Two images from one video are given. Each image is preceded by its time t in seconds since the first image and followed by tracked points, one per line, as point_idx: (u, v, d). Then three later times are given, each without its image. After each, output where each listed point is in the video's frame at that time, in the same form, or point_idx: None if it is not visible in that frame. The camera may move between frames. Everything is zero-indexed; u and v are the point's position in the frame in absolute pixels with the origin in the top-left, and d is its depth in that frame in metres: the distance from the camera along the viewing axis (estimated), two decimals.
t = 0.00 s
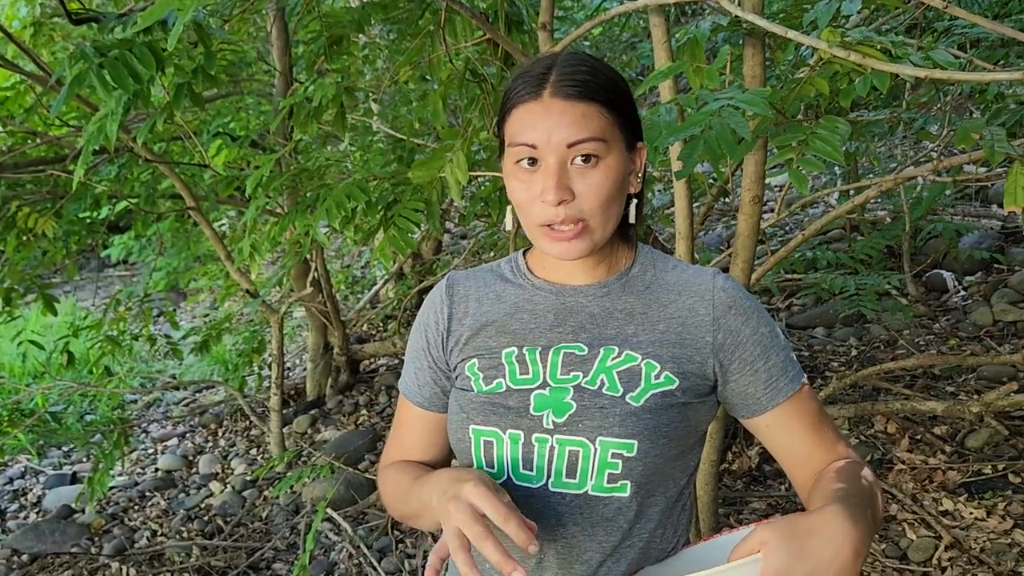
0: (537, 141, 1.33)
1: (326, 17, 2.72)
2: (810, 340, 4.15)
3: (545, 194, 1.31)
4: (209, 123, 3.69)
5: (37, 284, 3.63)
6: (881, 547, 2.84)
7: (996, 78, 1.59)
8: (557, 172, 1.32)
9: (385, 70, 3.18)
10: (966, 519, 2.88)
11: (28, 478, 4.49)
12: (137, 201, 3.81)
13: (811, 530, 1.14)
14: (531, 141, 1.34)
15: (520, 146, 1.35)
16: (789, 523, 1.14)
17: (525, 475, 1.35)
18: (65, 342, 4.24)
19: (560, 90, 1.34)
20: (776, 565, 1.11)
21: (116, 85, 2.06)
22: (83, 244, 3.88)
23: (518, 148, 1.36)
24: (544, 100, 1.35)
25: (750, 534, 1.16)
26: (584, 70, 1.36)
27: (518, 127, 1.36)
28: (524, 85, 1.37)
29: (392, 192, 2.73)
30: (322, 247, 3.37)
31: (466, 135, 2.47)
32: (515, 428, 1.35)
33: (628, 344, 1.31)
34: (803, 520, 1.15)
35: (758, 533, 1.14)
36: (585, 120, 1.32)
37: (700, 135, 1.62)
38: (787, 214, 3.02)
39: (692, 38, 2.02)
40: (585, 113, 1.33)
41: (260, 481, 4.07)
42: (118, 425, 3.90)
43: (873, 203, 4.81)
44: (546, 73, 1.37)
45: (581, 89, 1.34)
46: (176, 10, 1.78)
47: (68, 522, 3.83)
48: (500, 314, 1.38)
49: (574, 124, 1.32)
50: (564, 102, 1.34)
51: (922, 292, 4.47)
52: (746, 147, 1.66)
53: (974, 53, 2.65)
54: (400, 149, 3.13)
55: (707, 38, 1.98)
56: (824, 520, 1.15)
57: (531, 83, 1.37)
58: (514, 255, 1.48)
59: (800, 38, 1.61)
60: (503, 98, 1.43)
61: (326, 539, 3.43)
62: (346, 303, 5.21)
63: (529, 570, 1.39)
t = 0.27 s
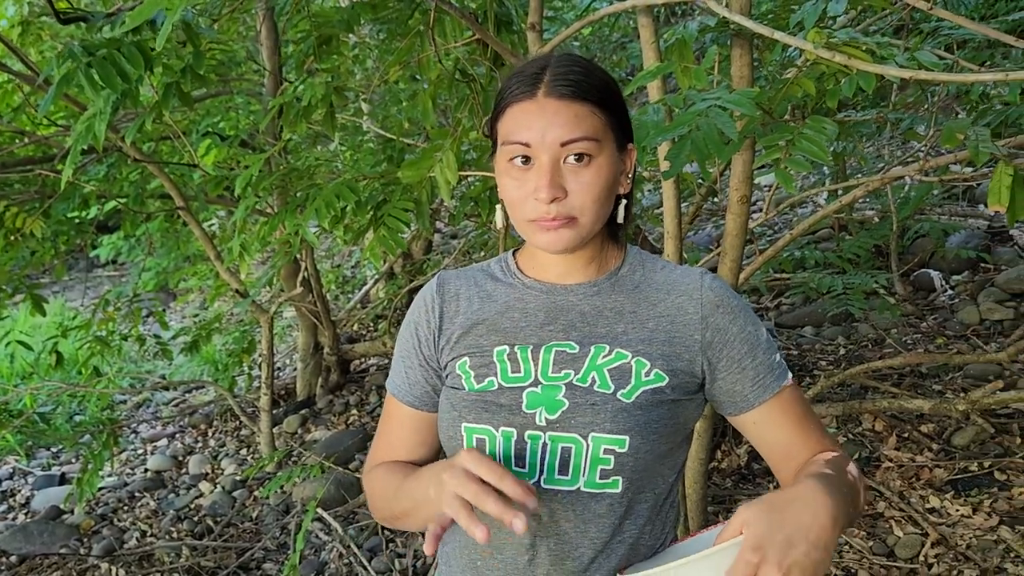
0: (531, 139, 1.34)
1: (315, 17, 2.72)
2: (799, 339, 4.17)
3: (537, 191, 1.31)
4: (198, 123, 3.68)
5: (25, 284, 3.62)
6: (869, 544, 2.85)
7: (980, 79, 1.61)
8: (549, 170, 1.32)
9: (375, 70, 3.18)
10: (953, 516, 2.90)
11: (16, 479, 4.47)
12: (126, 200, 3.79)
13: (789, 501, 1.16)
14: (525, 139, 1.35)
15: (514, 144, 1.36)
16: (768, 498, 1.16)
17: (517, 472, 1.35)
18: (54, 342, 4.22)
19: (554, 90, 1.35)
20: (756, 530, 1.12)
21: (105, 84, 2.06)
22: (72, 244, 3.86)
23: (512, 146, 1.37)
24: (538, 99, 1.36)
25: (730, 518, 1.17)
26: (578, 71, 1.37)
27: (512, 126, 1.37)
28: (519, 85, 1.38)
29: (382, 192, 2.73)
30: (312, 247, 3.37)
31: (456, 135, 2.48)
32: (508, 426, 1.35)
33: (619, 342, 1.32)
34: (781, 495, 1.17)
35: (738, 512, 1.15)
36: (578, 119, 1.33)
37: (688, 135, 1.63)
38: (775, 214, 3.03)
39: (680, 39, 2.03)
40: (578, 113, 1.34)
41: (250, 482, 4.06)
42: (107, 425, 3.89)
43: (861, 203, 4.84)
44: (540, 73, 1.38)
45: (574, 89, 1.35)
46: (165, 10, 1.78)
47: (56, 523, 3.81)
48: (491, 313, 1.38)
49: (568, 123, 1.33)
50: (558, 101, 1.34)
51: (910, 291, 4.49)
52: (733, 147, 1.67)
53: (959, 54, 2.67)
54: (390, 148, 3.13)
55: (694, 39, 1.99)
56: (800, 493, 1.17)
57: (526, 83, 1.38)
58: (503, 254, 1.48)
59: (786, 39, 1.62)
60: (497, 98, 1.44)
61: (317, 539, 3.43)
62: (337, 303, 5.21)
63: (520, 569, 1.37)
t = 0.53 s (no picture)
0: (534, 140, 1.34)
1: (310, 18, 2.73)
2: (795, 339, 4.18)
3: (541, 193, 1.31)
4: (194, 123, 3.68)
5: (20, 285, 3.61)
6: (864, 543, 2.86)
7: (972, 80, 1.61)
8: (552, 172, 1.32)
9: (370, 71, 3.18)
10: (946, 515, 2.91)
11: (11, 479, 4.46)
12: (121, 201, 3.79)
13: (785, 479, 1.21)
14: (527, 140, 1.34)
15: (517, 144, 1.35)
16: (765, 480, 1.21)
17: (520, 470, 1.34)
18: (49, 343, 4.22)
19: (556, 91, 1.35)
20: (753, 508, 1.17)
21: (99, 85, 2.06)
22: (67, 245, 3.85)
23: (513, 146, 1.36)
24: (540, 100, 1.35)
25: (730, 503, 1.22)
26: (578, 73, 1.37)
27: (514, 126, 1.36)
28: (520, 85, 1.38)
29: (377, 192, 2.74)
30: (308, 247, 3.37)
31: (451, 135, 2.48)
32: (509, 423, 1.34)
33: (617, 337, 1.33)
34: (777, 476, 1.22)
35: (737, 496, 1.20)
36: (580, 121, 1.34)
37: (682, 135, 1.63)
38: (770, 214, 3.04)
39: (674, 39, 2.03)
40: (580, 115, 1.34)
41: (246, 482, 4.06)
42: (102, 426, 3.89)
43: (856, 204, 4.85)
44: (542, 74, 1.37)
45: (577, 91, 1.35)
46: (160, 9, 1.78)
47: (52, 524, 3.81)
48: (488, 310, 1.38)
49: (570, 125, 1.33)
50: (561, 103, 1.34)
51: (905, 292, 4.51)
52: (726, 147, 1.68)
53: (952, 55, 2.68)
54: (385, 149, 3.13)
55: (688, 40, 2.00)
56: (795, 472, 1.22)
57: (527, 84, 1.37)
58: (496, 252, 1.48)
59: (779, 39, 1.63)
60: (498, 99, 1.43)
61: (312, 539, 3.43)
62: (333, 304, 5.21)
63: (522, 565, 1.36)
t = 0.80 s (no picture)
0: (551, 176, 1.24)
1: (312, 20, 2.73)
2: (795, 342, 4.18)
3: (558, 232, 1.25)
4: (195, 125, 3.69)
5: (22, 285, 3.62)
6: (864, 546, 2.86)
7: (972, 83, 1.62)
8: (570, 209, 1.25)
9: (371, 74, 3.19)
10: (946, 518, 2.91)
11: (11, 480, 4.46)
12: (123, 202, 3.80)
13: (802, 479, 1.22)
14: (543, 175, 1.24)
15: (530, 177, 1.25)
16: (781, 480, 1.22)
17: (530, 471, 1.33)
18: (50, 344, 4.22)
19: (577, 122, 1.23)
20: (771, 509, 1.19)
21: (102, 86, 2.07)
22: (68, 246, 3.86)
23: (526, 175, 1.26)
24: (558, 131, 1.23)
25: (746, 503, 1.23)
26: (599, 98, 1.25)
27: (529, 156, 1.25)
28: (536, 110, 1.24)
29: (378, 194, 2.74)
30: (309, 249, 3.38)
31: (453, 137, 2.49)
32: (519, 425, 1.33)
33: (624, 338, 1.33)
34: (793, 476, 1.23)
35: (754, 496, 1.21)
36: (602, 157, 1.24)
37: (682, 137, 1.64)
38: (770, 216, 3.04)
39: (674, 42, 2.04)
40: (602, 150, 1.24)
41: (247, 484, 4.06)
42: (103, 427, 3.89)
43: (857, 207, 4.86)
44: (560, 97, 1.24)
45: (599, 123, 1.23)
46: (162, 11, 1.78)
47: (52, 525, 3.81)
48: (493, 311, 1.37)
49: (591, 163, 1.23)
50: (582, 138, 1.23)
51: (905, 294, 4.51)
52: (726, 149, 1.68)
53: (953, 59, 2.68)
54: (386, 151, 3.13)
55: (689, 43, 2.00)
56: (810, 471, 1.23)
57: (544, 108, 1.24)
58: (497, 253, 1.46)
59: (779, 42, 1.63)
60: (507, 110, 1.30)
61: (313, 541, 3.43)
62: (333, 306, 5.21)
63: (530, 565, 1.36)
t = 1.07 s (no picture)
0: (573, 217, 1.19)
1: (315, 19, 2.72)
2: (798, 343, 4.17)
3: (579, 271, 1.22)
4: (197, 123, 3.68)
5: (23, 284, 3.61)
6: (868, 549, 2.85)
7: (983, 85, 1.61)
8: (592, 249, 1.21)
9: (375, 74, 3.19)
10: (952, 521, 2.91)
11: (11, 479, 4.45)
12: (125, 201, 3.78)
13: (832, 502, 1.21)
14: (565, 216, 1.19)
15: (552, 215, 1.21)
16: (811, 503, 1.22)
17: (545, 487, 1.34)
18: (51, 342, 4.21)
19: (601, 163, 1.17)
20: (802, 533, 1.19)
21: (106, 85, 2.05)
22: (70, 245, 3.85)
23: (547, 212, 1.21)
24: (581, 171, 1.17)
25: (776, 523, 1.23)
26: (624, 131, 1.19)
27: (550, 194, 1.20)
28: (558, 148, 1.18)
29: (382, 194, 2.73)
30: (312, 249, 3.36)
31: (457, 137, 2.47)
32: (534, 441, 1.33)
33: (641, 351, 1.33)
34: (822, 497, 1.22)
35: (783, 519, 1.21)
36: (626, 198, 1.19)
37: (692, 139, 1.62)
38: (775, 218, 3.03)
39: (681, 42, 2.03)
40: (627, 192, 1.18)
41: (248, 483, 4.05)
42: (104, 426, 3.88)
43: (859, 208, 4.85)
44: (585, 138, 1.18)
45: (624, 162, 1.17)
46: (168, 9, 1.77)
47: (53, 524, 3.80)
48: (506, 321, 1.35)
49: (616, 205, 1.18)
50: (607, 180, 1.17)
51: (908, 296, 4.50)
52: (736, 151, 1.67)
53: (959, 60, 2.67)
54: (390, 150, 3.12)
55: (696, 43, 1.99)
56: (839, 494, 1.22)
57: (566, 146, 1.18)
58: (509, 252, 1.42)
59: (790, 43, 1.62)
60: (527, 138, 1.24)
61: (314, 542, 3.43)
62: (334, 305, 5.20)
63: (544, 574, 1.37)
